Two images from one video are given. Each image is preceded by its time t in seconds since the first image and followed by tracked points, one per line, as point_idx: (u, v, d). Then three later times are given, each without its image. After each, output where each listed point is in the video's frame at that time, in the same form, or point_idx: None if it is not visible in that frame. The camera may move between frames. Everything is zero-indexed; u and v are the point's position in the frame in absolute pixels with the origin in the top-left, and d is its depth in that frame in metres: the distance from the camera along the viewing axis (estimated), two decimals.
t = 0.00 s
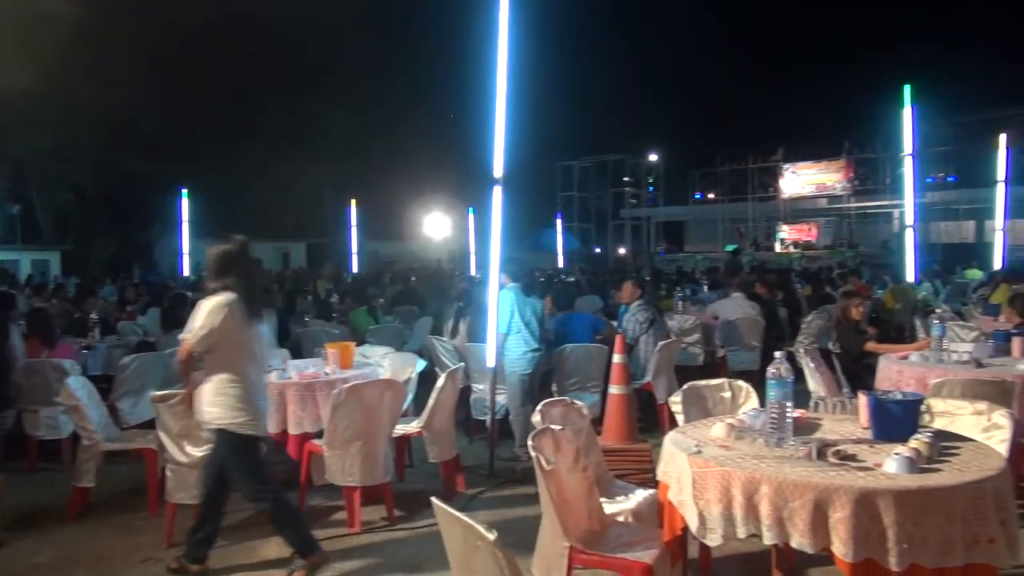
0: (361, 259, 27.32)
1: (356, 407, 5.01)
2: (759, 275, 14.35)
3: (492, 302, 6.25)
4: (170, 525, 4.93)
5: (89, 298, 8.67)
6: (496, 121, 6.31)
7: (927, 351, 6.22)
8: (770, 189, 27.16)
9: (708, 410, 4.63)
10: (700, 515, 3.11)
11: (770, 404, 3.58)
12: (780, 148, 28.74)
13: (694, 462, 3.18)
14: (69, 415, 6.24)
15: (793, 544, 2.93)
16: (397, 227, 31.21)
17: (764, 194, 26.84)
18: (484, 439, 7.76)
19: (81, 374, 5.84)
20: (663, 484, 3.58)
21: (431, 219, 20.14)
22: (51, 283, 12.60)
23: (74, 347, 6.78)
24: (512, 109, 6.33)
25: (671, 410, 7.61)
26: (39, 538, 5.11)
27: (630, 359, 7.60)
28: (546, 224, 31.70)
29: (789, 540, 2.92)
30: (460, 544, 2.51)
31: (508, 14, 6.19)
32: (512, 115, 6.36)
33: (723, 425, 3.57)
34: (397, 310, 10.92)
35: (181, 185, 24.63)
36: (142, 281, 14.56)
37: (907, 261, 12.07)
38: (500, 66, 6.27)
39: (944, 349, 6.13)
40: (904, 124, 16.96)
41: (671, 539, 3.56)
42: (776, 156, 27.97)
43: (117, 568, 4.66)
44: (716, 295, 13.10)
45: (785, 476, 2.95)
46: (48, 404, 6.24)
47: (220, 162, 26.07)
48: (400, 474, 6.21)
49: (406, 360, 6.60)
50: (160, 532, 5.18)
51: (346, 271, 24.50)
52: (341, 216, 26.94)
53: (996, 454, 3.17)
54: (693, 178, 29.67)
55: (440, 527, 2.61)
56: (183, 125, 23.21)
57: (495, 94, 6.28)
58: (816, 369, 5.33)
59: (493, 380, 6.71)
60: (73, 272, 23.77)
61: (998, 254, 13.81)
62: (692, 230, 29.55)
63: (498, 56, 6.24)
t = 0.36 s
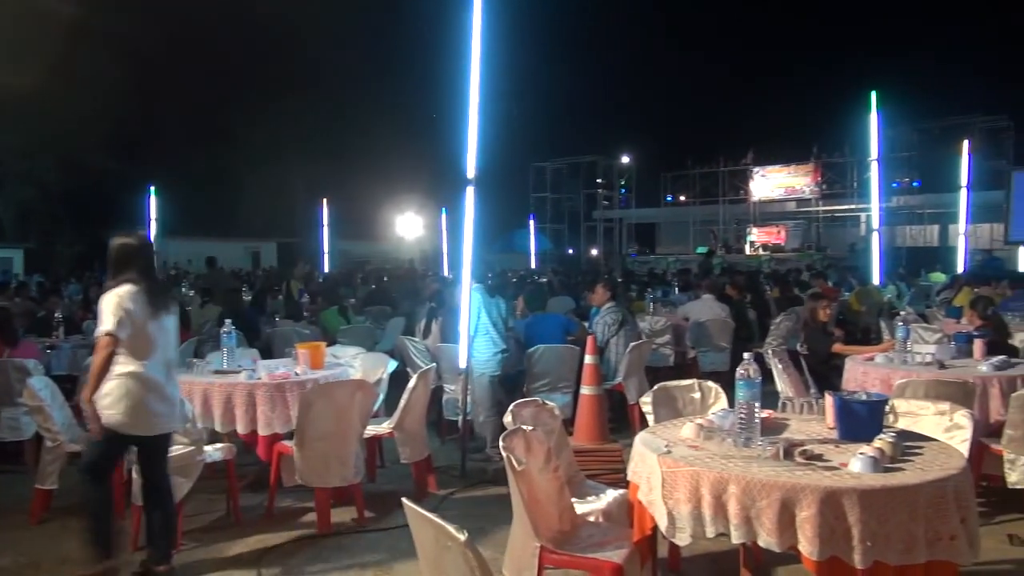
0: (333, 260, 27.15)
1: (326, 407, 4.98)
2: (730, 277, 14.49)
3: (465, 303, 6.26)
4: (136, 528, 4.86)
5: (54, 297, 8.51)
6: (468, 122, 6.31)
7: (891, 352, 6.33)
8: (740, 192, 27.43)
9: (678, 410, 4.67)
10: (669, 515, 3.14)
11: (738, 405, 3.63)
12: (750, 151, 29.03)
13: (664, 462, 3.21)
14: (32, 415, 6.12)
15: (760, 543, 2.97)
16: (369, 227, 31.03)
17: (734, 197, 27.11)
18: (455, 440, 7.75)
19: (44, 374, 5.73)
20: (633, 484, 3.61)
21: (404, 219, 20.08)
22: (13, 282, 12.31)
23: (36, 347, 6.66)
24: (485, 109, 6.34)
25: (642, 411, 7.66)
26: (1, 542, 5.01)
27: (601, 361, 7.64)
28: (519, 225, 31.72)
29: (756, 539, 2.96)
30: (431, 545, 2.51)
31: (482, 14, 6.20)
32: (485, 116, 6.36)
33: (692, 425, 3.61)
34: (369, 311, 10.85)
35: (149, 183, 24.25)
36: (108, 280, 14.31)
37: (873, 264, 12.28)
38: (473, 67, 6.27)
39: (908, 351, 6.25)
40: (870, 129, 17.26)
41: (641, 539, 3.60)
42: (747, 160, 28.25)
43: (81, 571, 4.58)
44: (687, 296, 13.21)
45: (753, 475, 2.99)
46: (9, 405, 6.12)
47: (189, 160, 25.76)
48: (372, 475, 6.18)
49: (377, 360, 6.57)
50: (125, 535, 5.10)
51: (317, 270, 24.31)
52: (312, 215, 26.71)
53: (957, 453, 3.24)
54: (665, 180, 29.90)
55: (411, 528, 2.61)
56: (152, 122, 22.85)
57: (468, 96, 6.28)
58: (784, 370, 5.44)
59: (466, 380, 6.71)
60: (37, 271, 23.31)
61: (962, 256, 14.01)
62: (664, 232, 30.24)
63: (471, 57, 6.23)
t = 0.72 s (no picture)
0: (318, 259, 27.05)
1: (311, 408, 4.96)
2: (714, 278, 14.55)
3: (450, 303, 6.26)
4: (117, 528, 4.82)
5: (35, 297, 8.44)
6: (453, 122, 6.31)
7: (873, 352, 6.39)
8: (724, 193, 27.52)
9: (662, 410, 4.70)
10: (653, 514, 3.16)
11: (722, 404, 3.65)
12: (735, 152, 29.15)
13: (648, 461, 3.23)
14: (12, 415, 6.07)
15: (743, 542, 2.99)
16: (354, 227, 30.93)
17: (718, 198, 27.21)
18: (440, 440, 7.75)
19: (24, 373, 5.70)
20: (617, 484, 3.63)
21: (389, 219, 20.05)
22: None
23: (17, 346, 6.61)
24: (470, 109, 6.34)
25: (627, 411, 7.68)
26: None
27: (586, 361, 7.67)
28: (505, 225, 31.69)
29: (739, 537, 2.98)
30: (415, 543, 2.51)
31: (466, 14, 6.20)
32: (470, 116, 6.37)
33: (676, 425, 3.64)
34: (354, 311, 10.82)
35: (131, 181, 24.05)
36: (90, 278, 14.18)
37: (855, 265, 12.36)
38: (458, 66, 6.27)
39: (890, 351, 6.30)
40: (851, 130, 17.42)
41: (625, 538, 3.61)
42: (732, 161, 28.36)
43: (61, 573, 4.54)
44: (671, 297, 13.26)
45: (736, 474, 3.02)
46: None
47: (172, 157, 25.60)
48: (356, 475, 6.17)
49: (362, 360, 6.55)
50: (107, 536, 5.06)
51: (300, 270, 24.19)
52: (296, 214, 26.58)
53: (936, 451, 3.27)
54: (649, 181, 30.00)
55: (395, 527, 2.61)
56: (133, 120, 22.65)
57: (453, 95, 6.29)
58: (767, 370, 5.52)
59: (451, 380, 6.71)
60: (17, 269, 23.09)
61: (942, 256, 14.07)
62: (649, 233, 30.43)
63: (456, 56, 6.23)
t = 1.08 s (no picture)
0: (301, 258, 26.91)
1: (292, 408, 4.93)
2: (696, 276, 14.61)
3: (433, 301, 6.25)
4: (96, 530, 4.77)
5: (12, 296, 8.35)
6: (436, 120, 6.30)
7: (853, 349, 6.44)
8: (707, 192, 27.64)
9: (645, 407, 4.71)
10: (635, 511, 3.17)
11: (703, 401, 3.66)
12: (717, 151, 29.28)
13: (630, 459, 3.25)
14: None
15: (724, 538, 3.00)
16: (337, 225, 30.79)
17: (701, 197, 27.32)
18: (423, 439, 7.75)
19: None
20: (599, 481, 3.64)
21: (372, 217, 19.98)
22: None
23: None
24: (453, 107, 6.33)
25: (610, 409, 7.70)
26: None
27: (569, 359, 7.68)
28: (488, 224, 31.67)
29: (720, 533, 2.99)
30: (397, 543, 2.50)
31: (450, 11, 6.19)
32: (453, 114, 6.35)
33: (657, 422, 3.65)
34: (337, 309, 10.77)
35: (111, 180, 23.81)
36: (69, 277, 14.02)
37: (836, 264, 12.46)
38: (441, 64, 6.25)
39: (869, 347, 6.36)
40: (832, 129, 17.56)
41: (608, 535, 3.62)
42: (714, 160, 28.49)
43: None
44: (654, 295, 13.31)
45: (717, 471, 3.03)
46: None
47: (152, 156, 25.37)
48: (339, 474, 6.15)
49: (344, 359, 6.53)
50: (85, 538, 5.02)
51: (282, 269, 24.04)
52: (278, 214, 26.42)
53: (914, 447, 3.31)
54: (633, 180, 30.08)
55: (377, 526, 2.60)
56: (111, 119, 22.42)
57: (436, 94, 6.27)
58: (748, 367, 5.56)
59: (435, 379, 6.71)
60: None
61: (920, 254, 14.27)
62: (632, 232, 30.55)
63: (439, 54, 6.23)
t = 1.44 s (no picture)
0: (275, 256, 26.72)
1: (265, 408, 4.89)
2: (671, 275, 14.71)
3: (408, 300, 6.23)
4: (65, 533, 4.70)
5: None
6: (410, 119, 6.28)
7: (824, 347, 6.52)
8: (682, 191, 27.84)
9: (619, 405, 4.74)
10: (609, 508, 3.19)
11: (677, 399, 3.68)
12: (691, 150, 29.48)
13: (604, 456, 3.26)
14: None
15: (696, 534, 3.03)
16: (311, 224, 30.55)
17: (676, 196, 27.49)
18: (399, 437, 7.73)
19: None
20: (573, 479, 3.65)
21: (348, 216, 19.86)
22: None
23: None
24: (428, 104, 6.31)
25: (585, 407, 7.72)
26: None
27: (544, 357, 7.69)
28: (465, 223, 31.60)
29: (692, 530, 3.01)
30: (371, 543, 2.49)
31: (424, 9, 6.17)
32: (428, 111, 6.33)
33: (630, 420, 3.67)
34: (311, 308, 10.70)
35: (80, 176, 23.42)
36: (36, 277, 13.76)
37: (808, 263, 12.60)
38: (415, 62, 6.23)
39: (840, 345, 6.43)
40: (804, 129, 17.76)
41: (581, 533, 3.64)
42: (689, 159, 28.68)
43: None
44: (629, 294, 13.37)
45: (690, 468, 3.06)
46: None
47: (123, 152, 24.97)
48: (313, 474, 6.11)
49: (318, 358, 6.48)
50: (53, 541, 4.93)
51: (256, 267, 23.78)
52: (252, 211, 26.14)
53: (883, 443, 3.35)
54: (608, 179, 30.19)
55: (351, 526, 2.58)
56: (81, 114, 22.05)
57: (411, 92, 6.25)
58: (721, 365, 5.62)
59: (409, 377, 6.68)
60: None
61: (890, 253, 14.49)
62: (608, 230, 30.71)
63: (413, 52, 6.20)
